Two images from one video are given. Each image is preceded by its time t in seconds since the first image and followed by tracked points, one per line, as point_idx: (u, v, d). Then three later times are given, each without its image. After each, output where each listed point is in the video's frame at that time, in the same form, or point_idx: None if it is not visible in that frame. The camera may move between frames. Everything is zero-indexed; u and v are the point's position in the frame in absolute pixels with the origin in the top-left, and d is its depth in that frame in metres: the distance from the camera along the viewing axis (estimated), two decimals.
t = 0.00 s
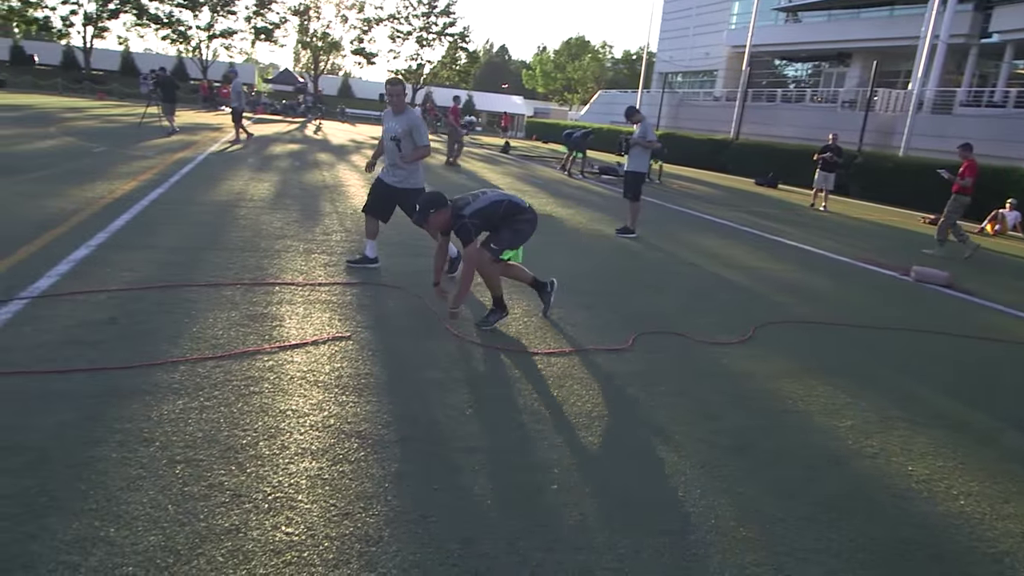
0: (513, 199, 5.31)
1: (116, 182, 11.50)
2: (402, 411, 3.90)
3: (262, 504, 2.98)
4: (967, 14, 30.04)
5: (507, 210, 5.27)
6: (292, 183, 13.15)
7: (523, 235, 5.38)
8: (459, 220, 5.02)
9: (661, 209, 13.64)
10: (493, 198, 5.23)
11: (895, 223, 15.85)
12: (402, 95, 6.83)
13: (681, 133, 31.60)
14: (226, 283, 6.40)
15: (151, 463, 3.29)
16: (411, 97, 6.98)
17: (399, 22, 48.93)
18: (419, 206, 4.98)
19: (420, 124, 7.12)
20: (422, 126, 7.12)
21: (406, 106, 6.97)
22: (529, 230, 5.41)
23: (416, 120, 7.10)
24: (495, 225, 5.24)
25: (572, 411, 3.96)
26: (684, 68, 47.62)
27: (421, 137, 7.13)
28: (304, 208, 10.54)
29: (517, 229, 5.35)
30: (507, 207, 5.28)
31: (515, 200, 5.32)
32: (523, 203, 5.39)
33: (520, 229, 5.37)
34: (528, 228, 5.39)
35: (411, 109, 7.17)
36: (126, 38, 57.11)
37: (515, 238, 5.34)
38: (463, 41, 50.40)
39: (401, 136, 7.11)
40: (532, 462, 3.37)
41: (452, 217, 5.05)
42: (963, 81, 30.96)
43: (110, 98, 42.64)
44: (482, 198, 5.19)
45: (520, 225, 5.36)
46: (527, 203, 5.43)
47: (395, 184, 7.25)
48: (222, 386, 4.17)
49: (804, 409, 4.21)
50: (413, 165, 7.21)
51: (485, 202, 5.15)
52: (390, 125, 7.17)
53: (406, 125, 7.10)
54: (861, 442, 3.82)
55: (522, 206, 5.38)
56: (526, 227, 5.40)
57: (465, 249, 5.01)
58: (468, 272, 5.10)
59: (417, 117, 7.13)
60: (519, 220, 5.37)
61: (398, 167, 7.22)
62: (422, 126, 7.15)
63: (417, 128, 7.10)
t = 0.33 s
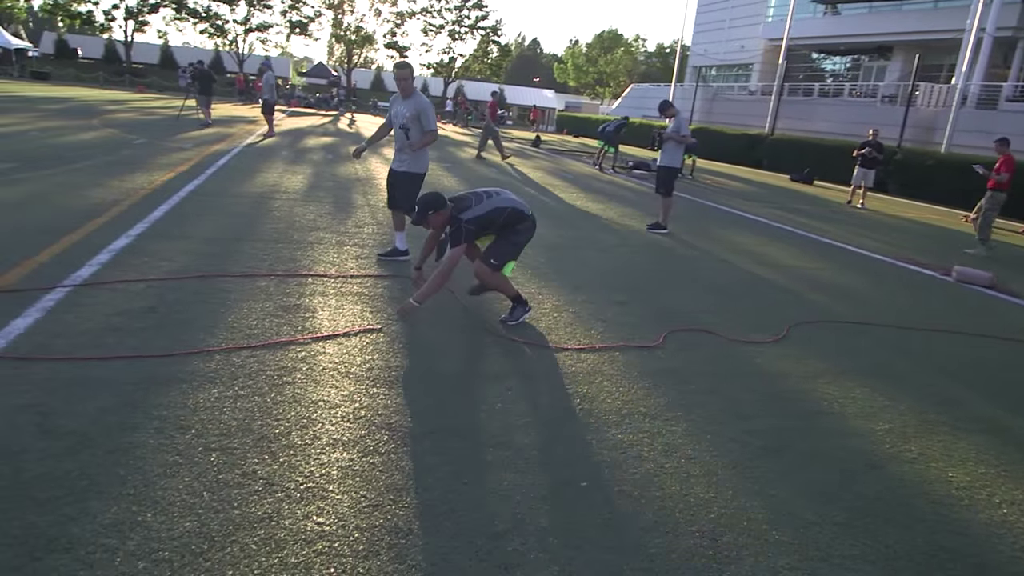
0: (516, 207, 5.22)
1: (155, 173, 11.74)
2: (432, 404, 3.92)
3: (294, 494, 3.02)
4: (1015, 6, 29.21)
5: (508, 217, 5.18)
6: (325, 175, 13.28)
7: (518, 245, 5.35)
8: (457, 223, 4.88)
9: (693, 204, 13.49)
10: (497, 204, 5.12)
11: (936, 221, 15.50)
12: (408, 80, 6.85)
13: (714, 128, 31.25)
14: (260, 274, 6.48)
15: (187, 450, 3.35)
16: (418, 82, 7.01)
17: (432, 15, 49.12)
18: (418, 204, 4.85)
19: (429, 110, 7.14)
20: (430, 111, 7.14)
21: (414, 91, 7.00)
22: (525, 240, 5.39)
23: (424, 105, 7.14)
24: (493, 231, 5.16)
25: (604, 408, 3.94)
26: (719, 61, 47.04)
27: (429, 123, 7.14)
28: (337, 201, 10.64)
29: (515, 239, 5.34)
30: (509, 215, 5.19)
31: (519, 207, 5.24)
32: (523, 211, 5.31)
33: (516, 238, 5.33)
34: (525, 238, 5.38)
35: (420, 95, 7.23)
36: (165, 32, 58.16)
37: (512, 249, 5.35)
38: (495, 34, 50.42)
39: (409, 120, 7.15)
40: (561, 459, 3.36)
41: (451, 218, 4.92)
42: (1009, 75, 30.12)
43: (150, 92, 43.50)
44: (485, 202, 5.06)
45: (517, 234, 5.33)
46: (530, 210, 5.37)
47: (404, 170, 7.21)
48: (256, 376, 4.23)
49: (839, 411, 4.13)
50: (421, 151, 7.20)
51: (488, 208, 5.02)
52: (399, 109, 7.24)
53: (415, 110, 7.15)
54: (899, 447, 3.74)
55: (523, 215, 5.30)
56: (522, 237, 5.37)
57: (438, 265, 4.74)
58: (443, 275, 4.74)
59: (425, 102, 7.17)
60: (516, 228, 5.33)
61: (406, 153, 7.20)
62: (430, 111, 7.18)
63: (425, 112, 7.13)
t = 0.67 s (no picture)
0: (506, 209, 5.07)
1: (194, 167, 11.95)
2: (464, 400, 3.93)
3: (328, 487, 3.05)
4: None
5: (499, 222, 5.04)
6: (359, 171, 13.38)
7: (512, 250, 5.21)
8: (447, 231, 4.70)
9: (730, 202, 13.30)
10: (486, 209, 4.97)
11: (983, 220, 15.10)
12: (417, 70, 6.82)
13: (751, 124, 30.81)
14: (296, 268, 6.56)
15: (224, 441, 3.41)
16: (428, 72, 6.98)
17: (466, 11, 49.26)
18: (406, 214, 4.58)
19: (439, 100, 7.11)
20: (440, 101, 7.11)
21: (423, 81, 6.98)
22: (519, 243, 5.25)
23: (435, 95, 7.10)
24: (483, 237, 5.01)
25: (637, 407, 3.91)
26: (756, 56, 46.34)
27: (439, 113, 7.11)
28: (371, 196, 10.71)
29: (512, 244, 5.22)
30: (499, 219, 5.04)
31: (509, 209, 5.10)
32: (513, 213, 5.16)
33: (509, 243, 5.20)
34: (521, 240, 5.25)
35: (431, 86, 7.20)
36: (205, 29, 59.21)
37: (507, 254, 5.22)
38: (529, 29, 50.35)
39: (419, 111, 7.15)
40: (593, 458, 3.34)
41: (441, 226, 4.72)
42: None
43: (191, 87, 44.33)
44: (473, 208, 4.91)
45: (509, 238, 5.19)
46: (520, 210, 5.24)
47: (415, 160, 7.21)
48: (291, 368, 4.28)
49: (879, 416, 4.04)
50: (431, 141, 7.16)
51: (476, 215, 4.87)
52: (410, 100, 7.24)
53: (425, 100, 7.13)
54: (942, 453, 3.64)
55: (513, 218, 5.14)
56: (514, 240, 5.23)
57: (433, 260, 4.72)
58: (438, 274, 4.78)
59: (436, 93, 7.13)
60: (508, 231, 5.19)
61: (416, 143, 7.19)
62: (441, 101, 7.15)
63: (435, 103, 7.10)
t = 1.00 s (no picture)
0: (493, 207, 4.92)
1: (238, 164, 12.16)
2: (502, 397, 3.91)
3: (368, 483, 3.08)
4: None
5: (486, 219, 4.90)
6: (398, 167, 13.46)
7: (506, 250, 5.00)
8: (435, 231, 4.78)
9: (773, 197, 13.04)
10: (471, 208, 4.88)
11: None
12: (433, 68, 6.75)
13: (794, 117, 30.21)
14: (336, 263, 6.62)
15: (266, 434, 3.46)
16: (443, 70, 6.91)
17: (504, 6, 49.29)
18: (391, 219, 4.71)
19: (453, 98, 7.05)
20: (454, 99, 7.06)
21: (438, 79, 6.91)
22: (512, 243, 5.03)
23: (448, 93, 7.02)
24: (472, 235, 4.93)
25: (679, 407, 3.85)
26: (800, 47, 45.39)
27: (454, 111, 7.08)
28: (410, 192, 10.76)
29: (506, 244, 5.02)
30: (486, 217, 4.91)
31: (495, 207, 4.94)
32: (503, 211, 4.98)
33: (502, 243, 5.00)
34: (514, 240, 5.03)
35: (445, 83, 7.10)
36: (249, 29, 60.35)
37: (503, 255, 5.02)
38: (567, 24, 50.15)
39: (433, 110, 7.08)
40: (633, 458, 3.30)
41: (429, 228, 4.79)
42: None
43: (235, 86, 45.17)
44: (460, 206, 4.87)
45: (501, 238, 5.00)
46: (510, 208, 5.04)
47: (431, 158, 7.22)
48: (332, 363, 4.33)
49: (931, 420, 3.91)
50: (445, 138, 7.17)
51: (463, 212, 4.83)
52: (423, 97, 7.14)
53: (439, 99, 7.05)
54: (998, 460, 3.51)
55: (502, 216, 4.96)
56: (508, 241, 5.02)
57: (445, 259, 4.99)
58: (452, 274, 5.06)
59: (450, 91, 7.05)
60: (500, 231, 5.00)
61: (431, 140, 7.20)
62: (455, 99, 7.09)
63: (449, 102, 7.04)
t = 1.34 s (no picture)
0: (487, 188, 5.08)
1: (287, 167, 12.37)
2: (547, 400, 3.89)
3: (412, 485, 3.10)
4: None
5: (483, 202, 5.03)
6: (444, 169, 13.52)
7: (505, 229, 5.16)
8: (437, 224, 4.81)
9: (825, 197, 12.71)
10: (468, 194, 5.01)
11: None
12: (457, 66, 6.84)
13: (847, 115, 29.43)
14: (382, 265, 6.67)
15: (314, 435, 3.51)
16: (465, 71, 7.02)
17: (549, 7, 49.25)
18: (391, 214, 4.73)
19: (473, 98, 7.13)
20: (474, 101, 7.13)
21: (460, 79, 7.00)
22: (512, 221, 5.17)
23: (468, 94, 7.10)
24: (473, 222, 5.04)
25: (728, 413, 3.78)
26: (853, 42, 44.21)
27: (473, 112, 7.16)
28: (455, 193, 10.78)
29: (506, 222, 5.17)
30: (483, 199, 5.04)
31: (490, 188, 5.09)
32: (498, 190, 5.13)
33: (501, 223, 5.16)
34: (513, 217, 5.18)
35: (466, 85, 7.18)
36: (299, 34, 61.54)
37: (504, 235, 5.17)
38: (612, 23, 49.83)
39: (452, 109, 7.14)
40: (681, 466, 3.23)
41: (430, 221, 4.83)
42: None
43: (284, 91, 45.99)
44: (455, 195, 4.98)
45: (500, 219, 5.16)
46: (505, 188, 5.19)
47: (449, 159, 7.22)
48: (378, 365, 4.38)
49: (998, 432, 3.74)
50: (463, 139, 7.16)
51: (460, 199, 4.94)
52: (445, 98, 7.22)
53: (459, 99, 7.12)
54: None
55: (498, 196, 5.12)
56: (507, 220, 5.17)
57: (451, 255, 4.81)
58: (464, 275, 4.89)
59: (471, 92, 7.13)
60: (498, 211, 5.16)
61: (449, 141, 7.20)
62: (474, 101, 7.17)
63: (469, 102, 7.11)
